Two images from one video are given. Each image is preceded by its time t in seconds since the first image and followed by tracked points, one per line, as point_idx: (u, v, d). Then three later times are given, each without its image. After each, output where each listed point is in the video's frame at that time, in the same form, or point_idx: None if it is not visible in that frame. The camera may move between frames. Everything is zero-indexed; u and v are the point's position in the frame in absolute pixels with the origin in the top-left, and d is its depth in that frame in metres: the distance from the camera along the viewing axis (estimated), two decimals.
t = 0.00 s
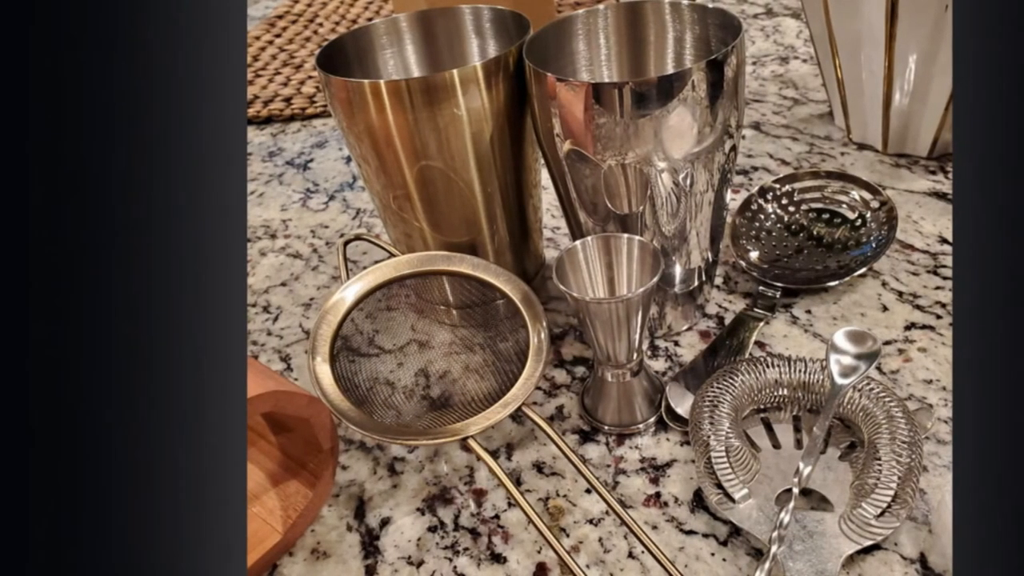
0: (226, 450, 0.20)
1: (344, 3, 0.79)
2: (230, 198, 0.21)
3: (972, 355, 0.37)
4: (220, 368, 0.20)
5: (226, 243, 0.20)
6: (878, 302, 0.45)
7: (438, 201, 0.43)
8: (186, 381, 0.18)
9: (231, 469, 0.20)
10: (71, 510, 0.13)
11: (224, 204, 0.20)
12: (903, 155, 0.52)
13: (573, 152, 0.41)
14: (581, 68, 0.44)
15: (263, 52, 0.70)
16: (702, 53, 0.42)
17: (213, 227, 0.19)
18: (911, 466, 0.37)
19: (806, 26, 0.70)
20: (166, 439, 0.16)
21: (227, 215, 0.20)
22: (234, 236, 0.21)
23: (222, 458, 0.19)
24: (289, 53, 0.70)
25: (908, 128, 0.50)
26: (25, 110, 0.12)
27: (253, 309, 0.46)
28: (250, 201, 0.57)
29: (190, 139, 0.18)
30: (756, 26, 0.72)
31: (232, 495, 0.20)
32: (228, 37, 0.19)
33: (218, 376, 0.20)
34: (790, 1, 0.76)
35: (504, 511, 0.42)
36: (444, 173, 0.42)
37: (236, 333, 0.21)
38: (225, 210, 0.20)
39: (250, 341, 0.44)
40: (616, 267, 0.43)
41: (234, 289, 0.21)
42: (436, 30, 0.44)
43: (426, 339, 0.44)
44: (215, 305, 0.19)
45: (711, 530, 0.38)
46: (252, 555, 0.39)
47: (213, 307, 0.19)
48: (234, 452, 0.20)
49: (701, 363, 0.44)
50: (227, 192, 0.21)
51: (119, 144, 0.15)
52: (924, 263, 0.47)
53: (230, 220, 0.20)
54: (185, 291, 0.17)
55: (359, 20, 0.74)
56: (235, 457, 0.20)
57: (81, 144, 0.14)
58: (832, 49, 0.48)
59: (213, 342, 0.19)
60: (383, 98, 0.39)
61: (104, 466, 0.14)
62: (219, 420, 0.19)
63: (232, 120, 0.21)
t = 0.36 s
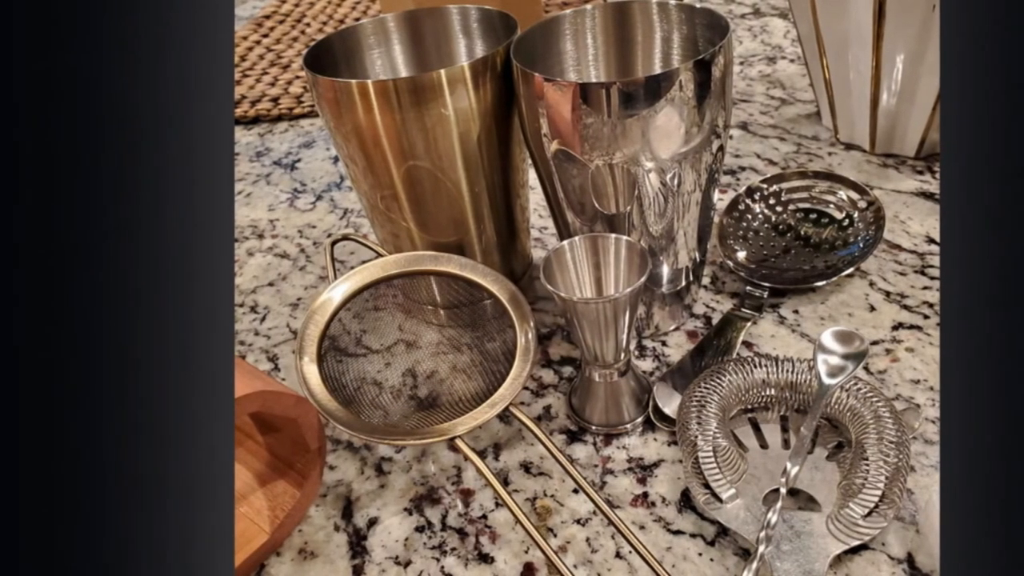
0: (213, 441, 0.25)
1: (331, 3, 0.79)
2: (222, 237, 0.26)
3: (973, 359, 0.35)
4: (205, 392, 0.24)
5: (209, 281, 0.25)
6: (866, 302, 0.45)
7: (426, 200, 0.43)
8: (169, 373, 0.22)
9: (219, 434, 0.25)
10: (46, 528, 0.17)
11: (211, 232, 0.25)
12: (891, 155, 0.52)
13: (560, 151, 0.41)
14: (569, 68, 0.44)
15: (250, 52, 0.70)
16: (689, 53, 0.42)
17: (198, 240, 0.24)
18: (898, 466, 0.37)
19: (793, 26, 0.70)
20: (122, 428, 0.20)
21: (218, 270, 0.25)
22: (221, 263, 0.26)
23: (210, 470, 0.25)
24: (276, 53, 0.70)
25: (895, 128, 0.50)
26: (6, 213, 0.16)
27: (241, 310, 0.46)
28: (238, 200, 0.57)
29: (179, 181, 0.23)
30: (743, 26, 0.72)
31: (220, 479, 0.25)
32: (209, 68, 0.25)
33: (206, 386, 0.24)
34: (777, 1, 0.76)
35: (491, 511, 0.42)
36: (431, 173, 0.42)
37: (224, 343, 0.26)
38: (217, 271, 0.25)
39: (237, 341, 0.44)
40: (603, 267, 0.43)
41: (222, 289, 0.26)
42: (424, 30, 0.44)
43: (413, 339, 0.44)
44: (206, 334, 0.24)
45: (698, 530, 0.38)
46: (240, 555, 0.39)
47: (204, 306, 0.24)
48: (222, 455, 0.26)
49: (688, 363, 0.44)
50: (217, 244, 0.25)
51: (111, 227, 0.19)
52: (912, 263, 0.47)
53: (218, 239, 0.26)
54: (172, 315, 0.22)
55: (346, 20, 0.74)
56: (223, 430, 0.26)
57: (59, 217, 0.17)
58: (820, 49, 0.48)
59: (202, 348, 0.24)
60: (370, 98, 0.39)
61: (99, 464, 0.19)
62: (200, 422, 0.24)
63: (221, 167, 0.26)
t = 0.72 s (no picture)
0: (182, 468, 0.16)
1: (318, 3, 0.79)
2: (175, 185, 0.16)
3: (944, 361, 0.35)
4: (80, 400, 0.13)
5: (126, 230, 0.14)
6: (853, 302, 0.45)
7: (413, 201, 0.43)
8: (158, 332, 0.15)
9: (208, 472, 0.17)
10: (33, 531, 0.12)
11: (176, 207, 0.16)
12: (878, 155, 0.52)
13: (548, 152, 0.41)
14: (556, 68, 0.44)
15: (237, 52, 0.70)
16: (677, 53, 0.42)
17: None
18: (886, 465, 0.37)
19: (780, 26, 0.71)
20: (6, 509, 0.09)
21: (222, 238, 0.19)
22: (206, 209, 0.18)
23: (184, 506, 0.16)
24: (264, 53, 0.70)
25: (882, 128, 0.50)
26: None
27: (228, 310, 0.46)
28: (225, 200, 0.57)
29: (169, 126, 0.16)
30: (731, 26, 0.72)
31: (213, 489, 0.17)
32: (204, 37, 0.17)
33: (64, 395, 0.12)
34: (765, 1, 0.76)
35: (478, 511, 0.42)
36: (418, 173, 0.42)
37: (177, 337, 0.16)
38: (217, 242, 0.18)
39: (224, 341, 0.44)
40: (591, 267, 0.43)
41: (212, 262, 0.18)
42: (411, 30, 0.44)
43: (401, 339, 0.44)
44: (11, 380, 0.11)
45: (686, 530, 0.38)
46: (227, 555, 0.39)
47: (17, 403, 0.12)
48: (213, 461, 0.17)
49: (676, 363, 0.44)
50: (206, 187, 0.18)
51: (95, 171, 0.13)
52: (899, 263, 0.47)
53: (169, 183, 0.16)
54: None
55: (333, 20, 0.74)
56: (210, 471, 0.17)
57: (49, 128, 0.12)
58: (807, 48, 0.48)
59: (195, 346, 0.16)
60: (358, 98, 0.39)
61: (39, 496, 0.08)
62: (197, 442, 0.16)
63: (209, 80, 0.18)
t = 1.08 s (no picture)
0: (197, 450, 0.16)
1: (307, 3, 0.79)
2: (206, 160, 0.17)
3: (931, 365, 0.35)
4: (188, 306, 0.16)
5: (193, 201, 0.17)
6: (842, 302, 0.45)
7: (402, 201, 0.43)
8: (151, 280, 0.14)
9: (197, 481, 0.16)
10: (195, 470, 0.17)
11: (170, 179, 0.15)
12: (867, 155, 0.53)
13: (536, 152, 0.41)
14: (544, 68, 0.44)
15: (226, 52, 0.70)
16: (665, 53, 0.42)
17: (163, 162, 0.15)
18: (875, 465, 0.37)
19: (768, 26, 0.71)
20: (45, 375, 0.11)
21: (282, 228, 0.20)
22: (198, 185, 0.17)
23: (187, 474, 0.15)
24: (252, 53, 0.70)
25: (871, 128, 0.50)
26: None
27: (217, 310, 0.46)
28: (214, 201, 0.57)
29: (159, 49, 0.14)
30: (719, 26, 0.72)
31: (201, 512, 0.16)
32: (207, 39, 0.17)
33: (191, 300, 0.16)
34: (753, 1, 0.76)
35: (467, 512, 0.42)
36: (407, 174, 0.42)
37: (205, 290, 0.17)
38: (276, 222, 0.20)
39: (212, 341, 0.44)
40: (579, 267, 0.43)
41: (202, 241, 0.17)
42: (400, 30, 0.44)
43: (389, 339, 0.44)
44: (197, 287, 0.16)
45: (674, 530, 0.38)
46: (216, 554, 0.39)
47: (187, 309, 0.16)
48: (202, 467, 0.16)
49: (664, 363, 0.44)
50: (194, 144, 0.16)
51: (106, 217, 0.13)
52: (888, 263, 0.47)
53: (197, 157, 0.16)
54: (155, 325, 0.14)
55: (321, 20, 0.74)
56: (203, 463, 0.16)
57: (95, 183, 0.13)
58: (795, 48, 0.48)
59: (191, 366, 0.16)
60: (346, 98, 0.39)
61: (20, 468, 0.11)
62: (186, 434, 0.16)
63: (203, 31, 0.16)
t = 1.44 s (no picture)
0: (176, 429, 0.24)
1: (294, 3, 0.80)
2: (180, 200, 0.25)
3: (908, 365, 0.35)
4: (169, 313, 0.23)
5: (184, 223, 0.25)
6: (829, 302, 0.46)
7: (389, 201, 0.43)
8: (135, 287, 0.21)
9: (177, 462, 0.24)
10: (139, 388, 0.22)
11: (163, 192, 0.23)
12: (854, 155, 0.53)
13: (524, 152, 0.41)
14: (532, 68, 0.44)
15: (213, 52, 0.70)
16: (652, 53, 0.42)
17: (158, 213, 0.23)
18: (862, 466, 0.37)
19: (756, 26, 0.71)
20: None
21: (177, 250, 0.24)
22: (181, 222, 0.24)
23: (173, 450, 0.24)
24: (239, 53, 0.70)
25: (859, 128, 0.50)
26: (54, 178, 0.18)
27: (204, 310, 0.46)
28: (201, 200, 0.56)
29: (138, 86, 0.21)
30: (707, 26, 0.72)
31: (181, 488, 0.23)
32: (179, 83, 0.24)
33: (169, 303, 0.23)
34: (740, 1, 0.76)
35: (454, 511, 0.42)
36: (395, 174, 0.42)
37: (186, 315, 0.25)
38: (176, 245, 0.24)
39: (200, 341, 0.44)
40: (567, 267, 0.43)
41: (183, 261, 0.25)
42: (387, 30, 0.44)
43: (377, 339, 0.44)
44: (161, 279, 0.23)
45: (662, 530, 0.38)
46: (203, 554, 0.39)
47: (171, 312, 0.23)
48: (183, 446, 0.25)
49: (652, 363, 0.44)
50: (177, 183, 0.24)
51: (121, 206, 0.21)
52: (876, 263, 0.47)
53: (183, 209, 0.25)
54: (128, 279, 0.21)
55: (309, 20, 0.75)
56: (181, 452, 0.24)
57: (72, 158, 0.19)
58: (783, 48, 0.48)
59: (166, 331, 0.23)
60: (334, 98, 0.39)
61: None
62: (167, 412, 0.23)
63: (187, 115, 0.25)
